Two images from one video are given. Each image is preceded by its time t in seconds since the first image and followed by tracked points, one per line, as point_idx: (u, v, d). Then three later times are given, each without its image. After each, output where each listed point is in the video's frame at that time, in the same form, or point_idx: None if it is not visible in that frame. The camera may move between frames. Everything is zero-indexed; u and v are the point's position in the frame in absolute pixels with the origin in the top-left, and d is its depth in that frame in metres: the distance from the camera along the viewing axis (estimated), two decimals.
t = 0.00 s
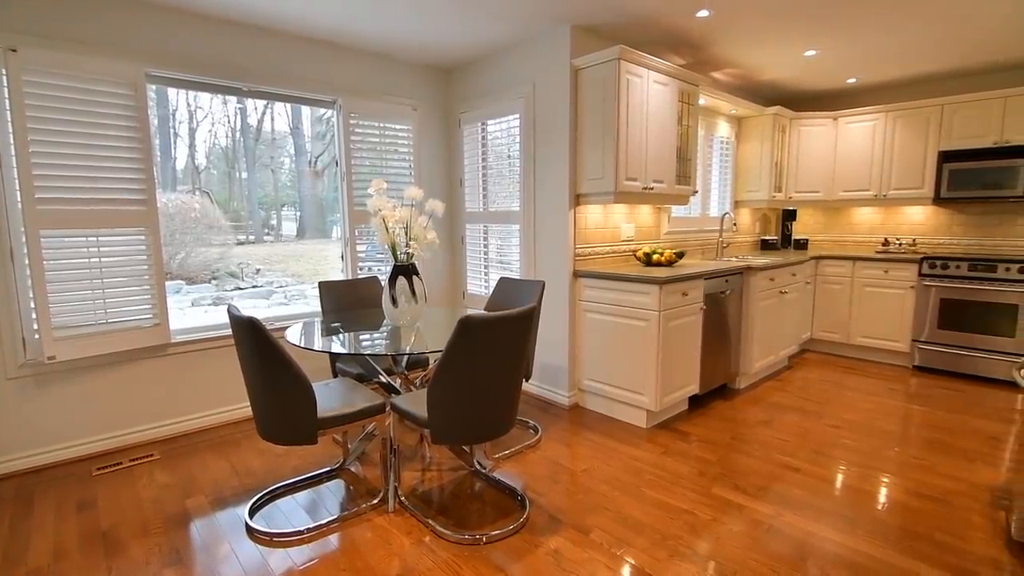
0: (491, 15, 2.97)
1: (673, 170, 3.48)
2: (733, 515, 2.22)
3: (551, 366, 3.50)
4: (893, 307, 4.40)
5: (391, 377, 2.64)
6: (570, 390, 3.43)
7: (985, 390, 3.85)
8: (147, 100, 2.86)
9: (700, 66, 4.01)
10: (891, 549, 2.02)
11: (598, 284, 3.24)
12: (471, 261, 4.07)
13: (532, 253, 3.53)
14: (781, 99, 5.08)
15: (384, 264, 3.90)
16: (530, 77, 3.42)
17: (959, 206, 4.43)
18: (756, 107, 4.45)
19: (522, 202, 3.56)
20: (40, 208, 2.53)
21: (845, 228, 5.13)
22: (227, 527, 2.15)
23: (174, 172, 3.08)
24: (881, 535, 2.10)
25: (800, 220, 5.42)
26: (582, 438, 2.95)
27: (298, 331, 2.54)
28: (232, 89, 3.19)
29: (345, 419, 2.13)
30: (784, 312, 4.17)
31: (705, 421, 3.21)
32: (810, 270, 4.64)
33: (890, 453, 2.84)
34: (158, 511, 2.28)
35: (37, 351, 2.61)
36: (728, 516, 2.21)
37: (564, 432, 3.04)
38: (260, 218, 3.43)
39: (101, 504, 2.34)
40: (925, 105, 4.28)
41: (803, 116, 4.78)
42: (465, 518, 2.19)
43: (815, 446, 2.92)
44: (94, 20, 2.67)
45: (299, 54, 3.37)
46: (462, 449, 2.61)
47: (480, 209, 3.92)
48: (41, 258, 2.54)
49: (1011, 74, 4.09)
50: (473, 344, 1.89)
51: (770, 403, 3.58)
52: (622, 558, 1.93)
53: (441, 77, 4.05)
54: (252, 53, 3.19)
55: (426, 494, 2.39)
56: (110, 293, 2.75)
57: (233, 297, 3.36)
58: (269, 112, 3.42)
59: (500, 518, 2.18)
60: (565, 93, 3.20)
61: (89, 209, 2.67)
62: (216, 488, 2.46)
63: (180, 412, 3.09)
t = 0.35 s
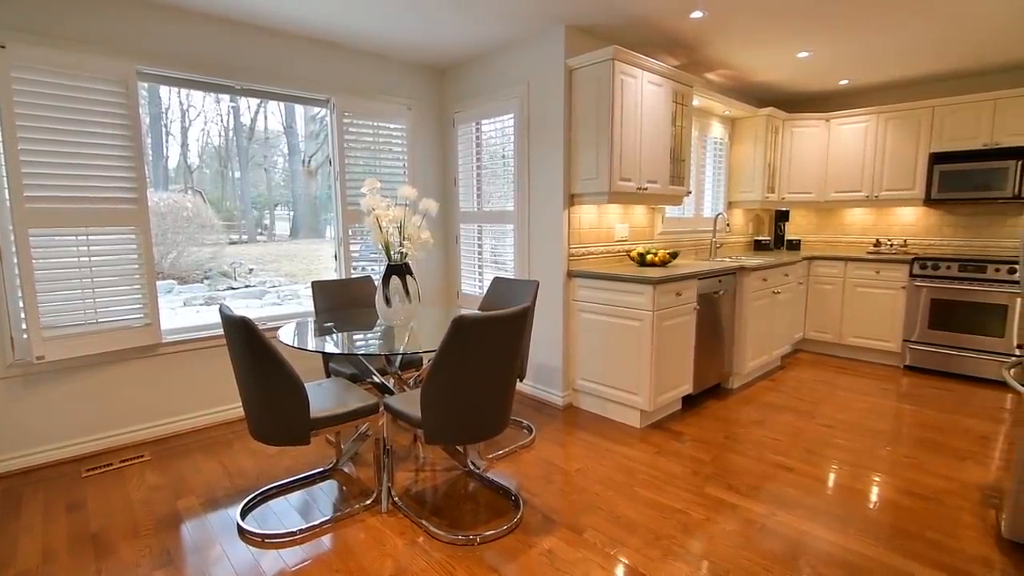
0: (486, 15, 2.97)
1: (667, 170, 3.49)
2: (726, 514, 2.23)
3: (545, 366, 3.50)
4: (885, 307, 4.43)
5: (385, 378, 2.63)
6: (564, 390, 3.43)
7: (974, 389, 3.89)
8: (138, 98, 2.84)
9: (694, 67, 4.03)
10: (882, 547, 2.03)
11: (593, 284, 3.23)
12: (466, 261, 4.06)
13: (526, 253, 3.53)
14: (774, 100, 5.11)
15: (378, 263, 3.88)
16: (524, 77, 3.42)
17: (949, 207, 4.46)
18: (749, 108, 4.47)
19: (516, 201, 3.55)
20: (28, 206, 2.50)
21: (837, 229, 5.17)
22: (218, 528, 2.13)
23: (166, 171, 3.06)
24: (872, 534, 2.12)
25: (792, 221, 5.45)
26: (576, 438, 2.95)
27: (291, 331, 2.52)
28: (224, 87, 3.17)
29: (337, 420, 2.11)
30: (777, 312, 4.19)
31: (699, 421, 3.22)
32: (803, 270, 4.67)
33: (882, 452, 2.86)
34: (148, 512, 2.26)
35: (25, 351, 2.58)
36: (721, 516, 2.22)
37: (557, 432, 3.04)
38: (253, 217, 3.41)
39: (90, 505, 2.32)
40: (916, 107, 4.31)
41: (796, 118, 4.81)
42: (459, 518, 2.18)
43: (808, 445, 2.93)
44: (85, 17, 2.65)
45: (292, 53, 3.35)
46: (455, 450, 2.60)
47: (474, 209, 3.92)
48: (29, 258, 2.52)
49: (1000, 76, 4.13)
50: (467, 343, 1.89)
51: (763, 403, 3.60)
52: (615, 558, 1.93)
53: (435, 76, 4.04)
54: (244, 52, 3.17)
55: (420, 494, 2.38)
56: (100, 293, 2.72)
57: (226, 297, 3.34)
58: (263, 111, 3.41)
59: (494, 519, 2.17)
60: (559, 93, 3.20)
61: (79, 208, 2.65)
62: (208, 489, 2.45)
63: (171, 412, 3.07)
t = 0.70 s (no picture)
0: (482, 13, 2.95)
1: (663, 170, 3.48)
2: (722, 514, 2.22)
3: (541, 366, 3.49)
4: (881, 307, 4.44)
5: (380, 378, 2.61)
6: (561, 391, 3.42)
7: (970, 389, 3.89)
8: (132, 96, 2.81)
9: (691, 67, 4.02)
10: (879, 548, 2.02)
11: (590, 284, 3.22)
12: (462, 261, 4.05)
13: (523, 252, 3.52)
14: (770, 101, 5.12)
15: (374, 263, 3.86)
16: (521, 76, 3.41)
17: (945, 207, 4.47)
18: (746, 108, 4.47)
19: (512, 201, 3.54)
20: (18, 205, 2.48)
21: (833, 229, 5.17)
22: (212, 531, 2.11)
23: (161, 171, 3.04)
24: (869, 534, 2.11)
25: (789, 222, 5.45)
26: (572, 438, 2.94)
27: (285, 331, 2.50)
28: (218, 85, 3.14)
29: (332, 421, 2.10)
30: (773, 312, 4.19)
31: (695, 421, 3.22)
32: (799, 270, 4.67)
33: (878, 452, 2.86)
34: (140, 514, 2.24)
35: (16, 351, 2.55)
36: (717, 516, 2.21)
37: (554, 432, 3.02)
38: (249, 217, 3.39)
39: (81, 507, 2.29)
40: (912, 108, 4.32)
41: (792, 118, 4.82)
42: (454, 520, 2.17)
43: (804, 445, 2.93)
44: (76, 14, 2.62)
45: (287, 51, 3.33)
46: (451, 450, 2.59)
47: (470, 208, 3.90)
48: (19, 257, 2.49)
49: (997, 77, 4.13)
50: (463, 343, 1.87)
51: (760, 403, 3.60)
52: (612, 560, 1.92)
53: (432, 75, 4.02)
54: (239, 49, 3.15)
55: (416, 495, 2.36)
56: (92, 292, 2.70)
57: (221, 297, 3.32)
58: (259, 110, 3.39)
59: (490, 520, 2.16)
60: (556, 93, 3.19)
61: (70, 206, 2.62)
62: (201, 491, 2.43)
63: (164, 413, 3.04)
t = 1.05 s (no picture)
0: (478, 10, 2.92)
1: (661, 168, 3.45)
2: (720, 515, 2.20)
3: (538, 366, 3.46)
4: (879, 307, 4.42)
5: (374, 378, 2.58)
6: (558, 390, 3.39)
7: (968, 388, 3.88)
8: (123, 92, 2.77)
9: (689, 65, 4.00)
10: (878, 548, 2.00)
11: (588, 283, 3.19)
12: (458, 260, 4.02)
13: (519, 251, 3.49)
14: (768, 100, 5.10)
15: (370, 262, 3.83)
16: (517, 73, 3.38)
17: (943, 206, 4.46)
18: (744, 107, 4.45)
19: (509, 199, 3.51)
20: (5, 201, 2.45)
21: (831, 228, 5.15)
22: (203, 533, 2.08)
23: (157, 170, 3.00)
24: (868, 535, 2.09)
25: (787, 221, 5.43)
26: (569, 439, 2.91)
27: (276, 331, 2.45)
28: (211, 81, 3.10)
29: (324, 421, 2.06)
30: (771, 312, 4.17)
31: (693, 421, 3.19)
32: (797, 269, 4.65)
33: (877, 451, 2.84)
34: (130, 516, 2.20)
35: (4, 350, 2.51)
36: (715, 517, 2.18)
37: (551, 432, 3.00)
38: (246, 216, 3.35)
39: (69, 509, 2.26)
40: (910, 106, 4.30)
41: (791, 117, 4.80)
42: (449, 521, 2.14)
43: (802, 445, 2.91)
44: (65, 7, 2.57)
45: (280, 48, 3.28)
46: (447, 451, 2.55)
47: (467, 207, 3.87)
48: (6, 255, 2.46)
49: (996, 76, 4.12)
50: (457, 342, 1.84)
51: (758, 402, 3.57)
52: (608, 561, 1.89)
53: (428, 72, 3.99)
54: (232, 45, 3.10)
55: (410, 496, 2.33)
56: (82, 291, 2.67)
57: (216, 296, 3.28)
58: (256, 109, 3.35)
59: (485, 522, 2.13)
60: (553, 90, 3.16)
61: (58, 204, 2.59)
62: (192, 492, 2.39)
63: (155, 413, 3.00)
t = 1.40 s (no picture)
0: (472, 5, 2.88)
1: (660, 166, 3.40)
2: (719, 519, 2.15)
3: (535, 366, 3.41)
4: (880, 306, 4.38)
5: (367, 379, 2.52)
6: (555, 391, 3.34)
7: (969, 389, 3.84)
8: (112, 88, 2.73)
9: (687, 62, 3.96)
10: (881, 553, 1.96)
11: (586, 283, 3.14)
12: (455, 259, 3.97)
13: (516, 250, 3.44)
14: (768, 98, 5.05)
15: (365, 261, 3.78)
16: (513, 70, 3.33)
17: (944, 205, 4.42)
18: (744, 105, 4.40)
19: (506, 197, 3.47)
20: None
21: (832, 227, 5.10)
22: (190, 538, 2.03)
23: (156, 169, 3.03)
24: (870, 539, 2.04)
25: (787, 220, 5.38)
26: (566, 440, 2.87)
27: (265, 332, 2.39)
28: (202, 78, 3.06)
29: (315, 424, 2.01)
30: (771, 312, 4.12)
31: (692, 422, 3.15)
32: (797, 269, 4.60)
33: (878, 453, 2.80)
34: (117, 520, 2.16)
35: None
36: (715, 521, 2.14)
37: (548, 434, 2.95)
38: (244, 216, 3.36)
39: (55, 512, 2.21)
40: (911, 104, 4.27)
41: (791, 115, 4.74)
42: (443, 526, 2.09)
43: (803, 447, 2.86)
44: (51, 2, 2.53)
45: (273, 44, 3.24)
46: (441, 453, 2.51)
47: (463, 206, 3.83)
48: None
49: (997, 74, 4.08)
50: (449, 342, 1.80)
51: (758, 403, 3.53)
52: (605, 567, 1.84)
53: (424, 69, 3.94)
54: (224, 41, 3.06)
55: (403, 500, 2.28)
56: (69, 290, 2.63)
57: (213, 296, 3.28)
58: (254, 109, 3.38)
59: (479, 526, 2.08)
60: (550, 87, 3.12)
61: (45, 202, 2.55)
62: (181, 496, 2.34)
63: (146, 415, 2.95)
